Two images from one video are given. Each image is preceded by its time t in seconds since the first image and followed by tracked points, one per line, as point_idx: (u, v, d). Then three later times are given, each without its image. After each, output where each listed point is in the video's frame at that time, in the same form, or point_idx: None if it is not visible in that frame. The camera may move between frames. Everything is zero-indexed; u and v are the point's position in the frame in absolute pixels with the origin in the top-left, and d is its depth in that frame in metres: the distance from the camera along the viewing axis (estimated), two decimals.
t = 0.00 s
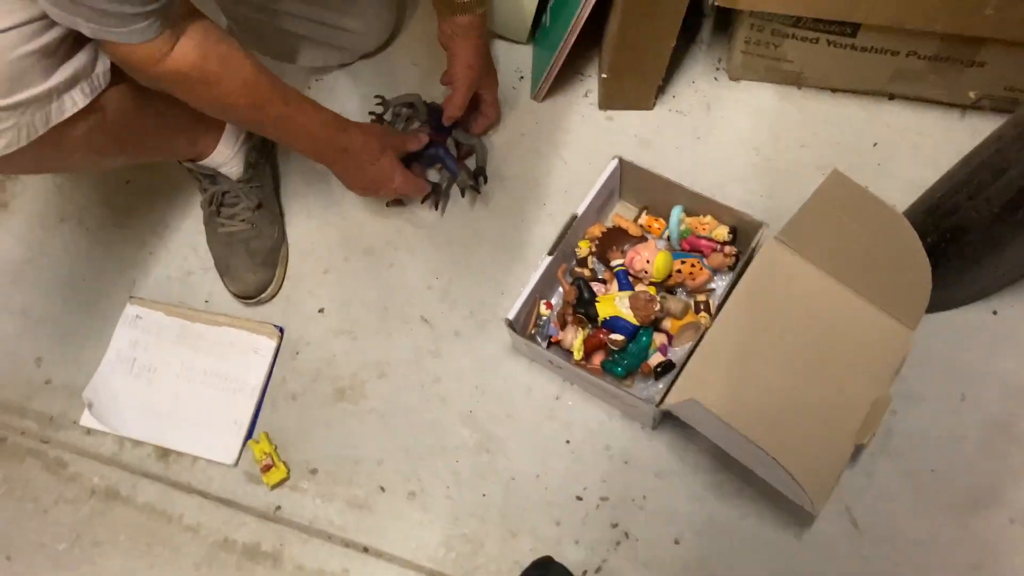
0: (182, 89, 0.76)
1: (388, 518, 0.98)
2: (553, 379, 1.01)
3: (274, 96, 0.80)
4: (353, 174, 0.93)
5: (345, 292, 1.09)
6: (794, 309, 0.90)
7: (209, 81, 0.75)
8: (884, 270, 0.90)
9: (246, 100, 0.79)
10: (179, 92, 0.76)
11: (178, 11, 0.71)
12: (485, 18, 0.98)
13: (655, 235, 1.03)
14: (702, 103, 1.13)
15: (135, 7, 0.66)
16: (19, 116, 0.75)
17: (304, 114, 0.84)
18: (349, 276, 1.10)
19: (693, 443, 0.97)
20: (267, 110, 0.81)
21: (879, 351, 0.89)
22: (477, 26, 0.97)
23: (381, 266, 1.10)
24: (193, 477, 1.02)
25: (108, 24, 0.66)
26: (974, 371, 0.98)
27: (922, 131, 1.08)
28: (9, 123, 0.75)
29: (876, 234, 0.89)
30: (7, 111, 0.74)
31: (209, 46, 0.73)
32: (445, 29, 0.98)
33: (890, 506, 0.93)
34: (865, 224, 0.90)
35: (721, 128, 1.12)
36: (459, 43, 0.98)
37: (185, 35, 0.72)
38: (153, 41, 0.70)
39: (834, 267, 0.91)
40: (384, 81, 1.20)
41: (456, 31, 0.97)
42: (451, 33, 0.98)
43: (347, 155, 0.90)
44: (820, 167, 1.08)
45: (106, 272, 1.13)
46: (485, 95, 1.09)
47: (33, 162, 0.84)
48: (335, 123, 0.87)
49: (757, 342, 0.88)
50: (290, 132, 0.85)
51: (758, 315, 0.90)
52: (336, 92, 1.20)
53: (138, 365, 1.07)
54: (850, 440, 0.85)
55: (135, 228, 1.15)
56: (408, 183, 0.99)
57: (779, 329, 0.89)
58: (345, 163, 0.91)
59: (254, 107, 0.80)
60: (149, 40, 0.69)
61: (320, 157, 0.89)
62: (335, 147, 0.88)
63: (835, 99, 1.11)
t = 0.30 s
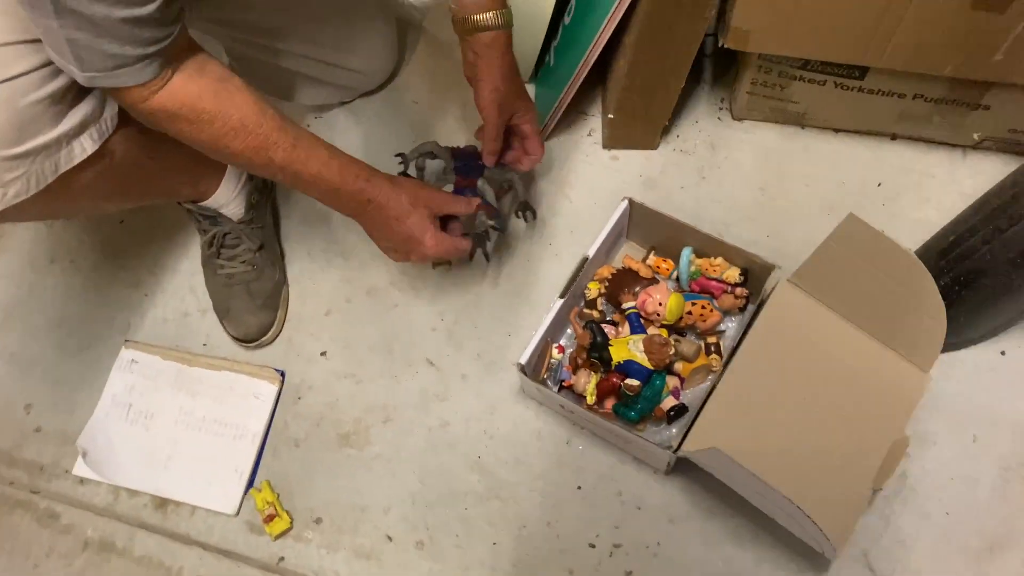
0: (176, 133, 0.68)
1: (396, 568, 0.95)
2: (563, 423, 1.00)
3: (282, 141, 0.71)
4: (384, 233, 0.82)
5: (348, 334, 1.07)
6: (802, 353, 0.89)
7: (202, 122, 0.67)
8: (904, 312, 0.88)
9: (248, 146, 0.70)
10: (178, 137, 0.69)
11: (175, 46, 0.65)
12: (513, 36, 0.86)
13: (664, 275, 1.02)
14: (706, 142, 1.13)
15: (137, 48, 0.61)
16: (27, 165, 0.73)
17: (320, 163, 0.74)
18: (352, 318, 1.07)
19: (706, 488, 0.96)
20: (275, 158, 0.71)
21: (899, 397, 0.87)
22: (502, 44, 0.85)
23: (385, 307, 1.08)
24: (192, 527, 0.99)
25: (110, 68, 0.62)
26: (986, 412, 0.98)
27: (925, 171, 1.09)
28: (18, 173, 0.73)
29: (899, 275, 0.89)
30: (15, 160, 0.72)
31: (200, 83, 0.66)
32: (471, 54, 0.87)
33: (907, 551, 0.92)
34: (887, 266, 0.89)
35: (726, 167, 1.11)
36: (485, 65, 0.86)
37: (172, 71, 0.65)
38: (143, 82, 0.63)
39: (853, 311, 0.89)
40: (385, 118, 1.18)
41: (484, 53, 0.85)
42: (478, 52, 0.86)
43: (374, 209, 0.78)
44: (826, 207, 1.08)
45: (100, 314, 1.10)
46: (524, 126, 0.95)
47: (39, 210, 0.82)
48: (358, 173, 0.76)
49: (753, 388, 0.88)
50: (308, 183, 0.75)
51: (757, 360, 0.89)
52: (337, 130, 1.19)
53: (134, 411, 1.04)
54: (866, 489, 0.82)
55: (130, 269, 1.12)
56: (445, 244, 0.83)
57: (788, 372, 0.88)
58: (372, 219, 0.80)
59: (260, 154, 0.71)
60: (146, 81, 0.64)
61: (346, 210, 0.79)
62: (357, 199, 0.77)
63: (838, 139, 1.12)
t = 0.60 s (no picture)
0: (244, 202, 0.65)
1: None
2: (549, 461, 0.98)
3: (355, 204, 0.66)
4: (475, 304, 0.74)
5: (329, 370, 1.05)
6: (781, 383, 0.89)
7: (264, 185, 0.63)
8: (891, 348, 0.88)
9: (319, 210, 0.65)
10: (251, 210, 0.66)
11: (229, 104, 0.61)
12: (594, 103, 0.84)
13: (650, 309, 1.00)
14: (688, 179, 1.13)
15: (184, 95, 0.57)
16: (7, 193, 0.71)
17: (397, 228, 0.67)
18: (333, 353, 1.06)
19: (693, 526, 0.95)
20: (349, 224, 0.66)
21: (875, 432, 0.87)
22: (582, 111, 0.83)
23: (367, 342, 1.06)
24: (166, 569, 0.95)
25: (159, 119, 0.58)
26: (966, 449, 0.98)
27: (903, 210, 1.11)
28: None
29: (888, 315, 0.87)
30: None
31: (261, 144, 0.63)
32: (555, 136, 0.85)
33: None
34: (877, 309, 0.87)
35: (707, 203, 1.12)
36: (573, 132, 0.83)
37: (233, 132, 0.62)
38: (199, 139, 0.60)
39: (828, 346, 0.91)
40: (366, 151, 1.17)
41: (566, 126, 0.83)
42: (561, 123, 0.84)
43: (462, 276, 0.70)
44: (807, 244, 1.09)
45: (71, 348, 1.07)
46: (633, 198, 0.84)
47: (15, 239, 0.79)
48: (442, 238, 0.69)
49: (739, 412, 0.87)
50: (392, 250, 0.68)
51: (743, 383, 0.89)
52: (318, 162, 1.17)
53: (107, 450, 1.01)
54: (859, 522, 0.80)
55: (102, 302, 1.09)
56: (546, 312, 0.71)
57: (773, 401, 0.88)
58: (465, 287, 0.72)
59: (333, 220, 0.66)
60: (200, 138, 0.60)
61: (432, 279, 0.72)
62: (442, 264, 0.69)
63: (817, 177, 1.13)
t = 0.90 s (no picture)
0: (261, 244, 0.64)
1: None
2: (534, 495, 0.98)
3: (373, 244, 0.65)
4: (492, 345, 0.75)
5: (313, 400, 1.04)
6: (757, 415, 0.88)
7: (284, 225, 0.62)
8: (870, 380, 0.88)
9: (338, 250, 0.64)
10: (265, 251, 0.65)
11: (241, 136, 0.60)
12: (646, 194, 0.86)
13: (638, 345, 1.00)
14: (675, 213, 1.14)
15: (196, 123, 0.56)
16: None
17: (415, 269, 0.67)
18: (317, 383, 1.05)
19: (678, 563, 0.94)
20: (370, 264, 0.65)
21: (863, 469, 0.87)
22: (637, 204, 0.84)
23: (352, 372, 1.05)
24: None
25: (175, 153, 0.57)
26: (950, 487, 0.98)
27: (886, 247, 1.12)
28: None
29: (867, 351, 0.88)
30: None
31: (276, 183, 0.62)
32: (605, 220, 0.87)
33: None
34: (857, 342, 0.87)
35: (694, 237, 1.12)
36: (626, 223, 0.85)
37: (249, 170, 0.61)
38: (215, 176, 0.59)
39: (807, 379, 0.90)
40: (354, 180, 1.17)
41: (616, 214, 0.85)
42: (610, 213, 0.85)
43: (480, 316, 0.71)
44: (793, 280, 1.10)
45: (49, 374, 1.05)
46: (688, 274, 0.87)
47: None
48: (456, 277, 0.69)
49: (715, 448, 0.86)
50: (409, 291, 0.68)
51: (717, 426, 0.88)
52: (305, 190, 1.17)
53: (84, 479, 0.99)
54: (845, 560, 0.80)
55: (83, 327, 1.08)
56: (559, 343, 0.75)
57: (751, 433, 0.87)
58: (482, 330, 0.73)
59: (350, 262, 0.65)
60: (214, 172, 0.58)
61: (449, 320, 0.72)
62: (461, 304, 0.70)
63: (802, 214, 1.14)
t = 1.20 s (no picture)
0: (185, 222, 0.65)
1: None
2: (538, 507, 0.97)
3: (296, 237, 0.69)
4: (387, 332, 0.81)
5: (319, 407, 1.04)
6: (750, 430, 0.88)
7: (215, 211, 0.64)
8: (874, 398, 0.87)
9: (261, 239, 0.67)
10: (188, 228, 0.66)
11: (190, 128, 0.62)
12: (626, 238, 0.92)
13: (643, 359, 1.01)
14: (684, 228, 1.14)
15: (152, 121, 0.58)
16: (14, 219, 0.70)
17: (330, 262, 0.71)
18: (323, 390, 1.05)
19: None
20: (288, 254, 0.68)
21: (870, 485, 0.86)
22: (614, 245, 0.90)
23: (358, 380, 1.05)
24: None
25: (126, 144, 0.58)
26: (957, 508, 0.98)
27: (895, 266, 1.12)
28: (4, 227, 0.70)
29: (871, 368, 0.86)
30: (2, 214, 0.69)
31: (214, 173, 0.63)
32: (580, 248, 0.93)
33: None
34: (865, 360, 0.86)
35: (703, 252, 1.13)
36: (601, 259, 0.91)
37: (191, 158, 0.62)
38: (155, 167, 0.60)
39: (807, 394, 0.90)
40: (364, 189, 1.18)
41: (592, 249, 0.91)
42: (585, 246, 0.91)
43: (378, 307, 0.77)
44: (801, 296, 1.10)
45: (56, 376, 1.05)
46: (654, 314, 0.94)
47: (15, 266, 0.78)
48: (368, 274, 0.75)
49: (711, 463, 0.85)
50: (309, 279, 0.72)
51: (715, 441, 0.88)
52: (315, 197, 1.17)
53: (89, 481, 0.99)
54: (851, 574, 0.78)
55: (90, 330, 1.08)
56: (449, 346, 0.85)
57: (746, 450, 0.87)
58: (379, 322, 0.79)
59: (270, 251, 0.68)
60: (158, 164, 0.60)
61: (346, 307, 0.77)
62: (362, 295, 0.75)
63: (811, 231, 1.14)
